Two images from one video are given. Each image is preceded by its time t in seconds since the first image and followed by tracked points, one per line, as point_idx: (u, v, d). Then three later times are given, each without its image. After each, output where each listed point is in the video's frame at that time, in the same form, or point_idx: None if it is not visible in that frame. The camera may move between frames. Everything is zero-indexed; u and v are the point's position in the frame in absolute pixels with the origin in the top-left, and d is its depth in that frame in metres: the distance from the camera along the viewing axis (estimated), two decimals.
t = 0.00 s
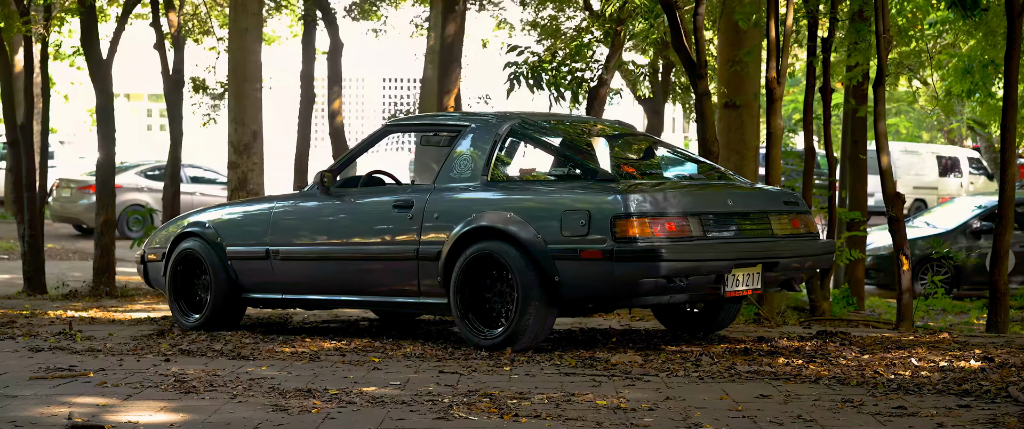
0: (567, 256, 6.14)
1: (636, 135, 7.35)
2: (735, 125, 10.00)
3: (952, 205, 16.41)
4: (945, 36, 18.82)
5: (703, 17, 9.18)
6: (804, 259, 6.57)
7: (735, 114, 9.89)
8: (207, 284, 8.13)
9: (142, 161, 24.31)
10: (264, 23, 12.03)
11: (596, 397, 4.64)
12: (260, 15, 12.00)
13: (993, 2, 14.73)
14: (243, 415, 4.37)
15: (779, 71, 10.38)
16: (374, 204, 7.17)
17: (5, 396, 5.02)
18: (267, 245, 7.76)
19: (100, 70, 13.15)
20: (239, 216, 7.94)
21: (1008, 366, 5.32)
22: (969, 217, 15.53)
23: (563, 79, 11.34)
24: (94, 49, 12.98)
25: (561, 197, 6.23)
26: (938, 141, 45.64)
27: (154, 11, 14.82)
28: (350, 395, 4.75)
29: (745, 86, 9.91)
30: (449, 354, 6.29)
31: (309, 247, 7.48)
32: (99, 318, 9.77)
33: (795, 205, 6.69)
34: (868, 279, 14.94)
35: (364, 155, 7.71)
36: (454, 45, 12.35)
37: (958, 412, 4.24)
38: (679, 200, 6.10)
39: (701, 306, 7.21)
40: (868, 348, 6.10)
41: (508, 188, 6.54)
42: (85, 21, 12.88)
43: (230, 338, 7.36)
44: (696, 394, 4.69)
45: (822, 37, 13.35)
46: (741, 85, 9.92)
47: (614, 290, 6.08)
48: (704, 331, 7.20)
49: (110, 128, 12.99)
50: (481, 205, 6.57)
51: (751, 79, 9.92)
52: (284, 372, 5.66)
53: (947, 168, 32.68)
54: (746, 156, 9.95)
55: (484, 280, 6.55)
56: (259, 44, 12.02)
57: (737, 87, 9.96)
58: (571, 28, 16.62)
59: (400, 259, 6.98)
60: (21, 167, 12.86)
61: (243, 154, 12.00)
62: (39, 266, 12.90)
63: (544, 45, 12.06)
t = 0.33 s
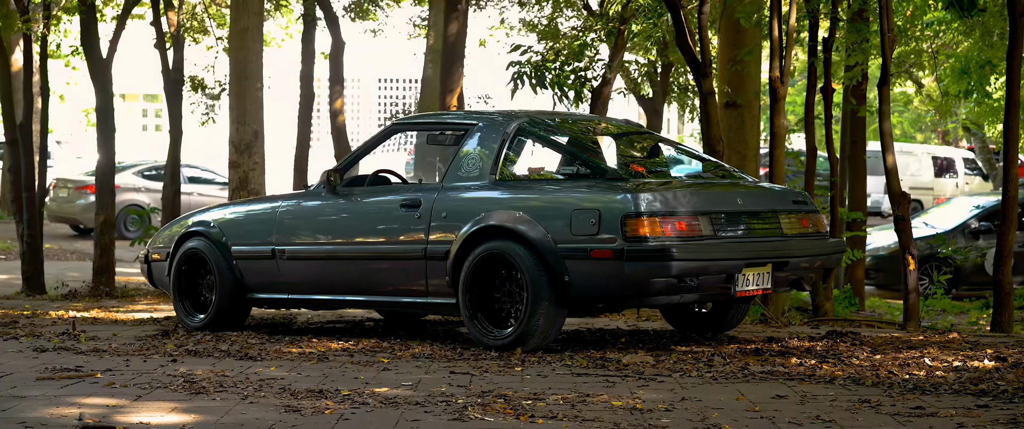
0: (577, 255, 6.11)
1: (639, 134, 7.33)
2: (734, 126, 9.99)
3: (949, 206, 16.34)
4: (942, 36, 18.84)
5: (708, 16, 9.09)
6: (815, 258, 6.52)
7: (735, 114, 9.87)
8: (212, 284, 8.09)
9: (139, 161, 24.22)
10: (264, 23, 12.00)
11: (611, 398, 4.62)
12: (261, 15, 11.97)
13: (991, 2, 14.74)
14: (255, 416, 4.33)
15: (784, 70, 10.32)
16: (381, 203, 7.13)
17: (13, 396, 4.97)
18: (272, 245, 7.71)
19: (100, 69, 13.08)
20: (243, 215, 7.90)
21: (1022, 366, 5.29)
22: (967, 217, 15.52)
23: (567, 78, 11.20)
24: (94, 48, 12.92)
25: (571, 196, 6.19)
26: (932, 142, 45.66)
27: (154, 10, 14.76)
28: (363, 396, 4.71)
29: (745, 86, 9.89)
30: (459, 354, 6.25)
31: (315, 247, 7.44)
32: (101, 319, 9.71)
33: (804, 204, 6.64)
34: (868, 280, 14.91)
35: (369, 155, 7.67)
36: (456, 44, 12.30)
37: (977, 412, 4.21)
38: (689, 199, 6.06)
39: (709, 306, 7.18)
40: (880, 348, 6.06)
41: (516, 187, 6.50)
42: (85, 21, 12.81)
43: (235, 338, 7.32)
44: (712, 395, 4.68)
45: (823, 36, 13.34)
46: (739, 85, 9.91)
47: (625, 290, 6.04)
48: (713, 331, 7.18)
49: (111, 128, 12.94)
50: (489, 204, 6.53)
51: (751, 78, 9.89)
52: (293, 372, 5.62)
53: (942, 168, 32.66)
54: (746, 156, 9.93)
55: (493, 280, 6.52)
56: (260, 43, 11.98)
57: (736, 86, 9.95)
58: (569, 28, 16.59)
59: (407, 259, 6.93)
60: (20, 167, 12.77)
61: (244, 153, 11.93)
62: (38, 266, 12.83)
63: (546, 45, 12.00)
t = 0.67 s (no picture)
0: (587, 255, 6.06)
1: (644, 132, 7.29)
2: (735, 126, 9.93)
3: (946, 206, 16.35)
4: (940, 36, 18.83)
5: (713, 14, 9.06)
6: (826, 258, 6.47)
7: (736, 114, 9.81)
8: (216, 284, 8.03)
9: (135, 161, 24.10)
10: (265, 22, 11.95)
11: (627, 400, 4.59)
12: (262, 14, 11.92)
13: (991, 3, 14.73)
14: (268, 418, 4.27)
15: (789, 70, 10.28)
16: (387, 203, 7.08)
17: (19, 397, 4.88)
18: (278, 244, 7.65)
19: (99, 68, 12.99)
20: (247, 215, 7.85)
21: None
22: (965, 217, 15.50)
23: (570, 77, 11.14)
24: (94, 47, 12.83)
25: (582, 195, 6.15)
26: (927, 142, 45.65)
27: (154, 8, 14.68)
28: (376, 398, 4.67)
29: (745, 85, 9.86)
30: (468, 355, 6.21)
31: (321, 247, 7.39)
32: (102, 320, 9.63)
33: (814, 203, 6.60)
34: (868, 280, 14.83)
35: (374, 155, 7.61)
36: (459, 42, 12.28)
37: (999, 414, 4.18)
38: (700, 198, 6.02)
39: (718, 307, 7.13)
40: (893, 348, 6.02)
41: (526, 186, 6.46)
42: (84, 19, 12.73)
43: (241, 339, 7.26)
44: (728, 396, 4.65)
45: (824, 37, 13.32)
46: (739, 83, 9.89)
47: (636, 289, 5.99)
48: (722, 332, 7.13)
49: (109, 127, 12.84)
50: (497, 203, 6.48)
51: (750, 78, 9.88)
52: (302, 374, 5.56)
53: (938, 168, 32.65)
54: (747, 156, 9.90)
55: (502, 280, 6.47)
56: (262, 43, 11.94)
57: (737, 86, 9.91)
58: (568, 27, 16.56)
59: (415, 259, 6.88)
60: (17, 165, 12.66)
61: (244, 153, 11.87)
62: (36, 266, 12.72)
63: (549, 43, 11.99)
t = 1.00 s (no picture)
0: (598, 256, 6.01)
1: (651, 132, 7.24)
2: (737, 126, 9.88)
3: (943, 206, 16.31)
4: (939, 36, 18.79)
5: (720, 12, 9.00)
6: (838, 259, 6.42)
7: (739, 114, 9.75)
8: (220, 285, 7.97)
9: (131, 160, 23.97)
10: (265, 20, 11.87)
11: (644, 402, 4.53)
12: (261, 12, 11.85)
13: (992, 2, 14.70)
14: (281, 422, 4.21)
15: (793, 69, 10.23)
16: (394, 203, 7.02)
17: (25, 400, 4.80)
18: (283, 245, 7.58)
19: (96, 68, 12.89)
20: (252, 215, 7.79)
21: None
22: (965, 217, 15.45)
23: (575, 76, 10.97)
24: (92, 46, 12.74)
25: (592, 196, 6.10)
26: (922, 141, 45.65)
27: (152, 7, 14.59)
28: (389, 401, 4.61)
29: (749, 84, 9.80)
30: (478, 357, 6.15)
31: (326, 247, 7.33)
32: (104, 320, 9.54)
33: (826, 203, 6.55)
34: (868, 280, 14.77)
35: (380, 154, 7.55)
36: (462, 41, 12.26)
37: (1023, 417, 4.13)
38: (712, 198, 5.97)
39: (727, 308, 7.08)
40: (906, 350, 5.96)
41: (536, 186, 6.40)
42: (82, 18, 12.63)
43: (246, 340, 7.19)
44: (746, 399, 4.59)
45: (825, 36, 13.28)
46: (742, 82, 9.82)
47: (647, 290, 5.93)
48: (732, 333, 7.08)
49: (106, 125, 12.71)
50: (506, 203, 6.43)
51: (753, 76, 9.84)
52: (311, 376, 5.50)
53: (934, 168, 32.63)
54: (749, 156, 9.84)
55: (511, 281, 6.42)
56: (261, 42, 11.87)
57: (740, 85, 9.84)
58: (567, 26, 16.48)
59: (423, 260, 6.82)
60: (14, 166, 12.55)
61: (244, 152, 11.80)
62: (33, 266, 12.61)
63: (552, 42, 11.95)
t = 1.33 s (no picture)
0: (609, 257, 5.96)
1: (658, 131, 7.19)
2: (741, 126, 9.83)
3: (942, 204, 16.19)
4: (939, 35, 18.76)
5: (726, 11, 8.93)
6: (849, 259, 6.37)
7: (741, 113, 9.69)
8: (224, 286, 7.91)
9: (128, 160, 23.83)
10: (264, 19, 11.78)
11: (660, 405, 4.48)
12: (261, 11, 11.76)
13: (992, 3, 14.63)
14: (294, 426, 4.16)
15: (798, 68, 10.18)
16: (401, 203, 6.96)
17: (32, 404, 4.71)
18: (288, 246, 7.51)
19: (94, 67, 12.80)
20: (256, 215, 7.73)
21: None
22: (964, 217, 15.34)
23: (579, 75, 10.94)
24: (89, 45, 12.64)
25: (604, 196, 6.05)
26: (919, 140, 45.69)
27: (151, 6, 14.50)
28: (402, 404, 4.56)
29: (752, 83, 9.77)
30: (487, 359, 6.10)
31: (332, 248, 7.27)
32: (105, 322, 9.47)
33: (836, 204, 6.50)
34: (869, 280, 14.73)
35: (386, 154, 7.49)
36: (464, 40, 12.20)
37: None
38: (724, 199, 5.92)
39: (736, 308, 7.03)
40: (919, 351, 5.91)
41: (546, 187, 6.35)
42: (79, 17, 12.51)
43: (251, 342, 7.13)
44: (763, 402, 4.54)
45: (827, 35, 13.24)
46: (746, 82, 9.78)
47: (659, 292, 5.88)
48: (741, 334, 7.02)
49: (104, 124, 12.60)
50: (515, 204, 6.38)
51: (756, 76, 9.81)
52: (320, 378, 5.44)
53: (931, 167, 32.65)
54: (752, 155, 9.75)
55: (521, 282, 6.37)
56: (260, 41, 11.78)
57: (745, 85, 9.80)
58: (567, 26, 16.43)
59: (431, 261, 6.76)
60: (12, 165, 12.45)
61: (244, 152, 11.75)
62: (30, 266, 12.50)
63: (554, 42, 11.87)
